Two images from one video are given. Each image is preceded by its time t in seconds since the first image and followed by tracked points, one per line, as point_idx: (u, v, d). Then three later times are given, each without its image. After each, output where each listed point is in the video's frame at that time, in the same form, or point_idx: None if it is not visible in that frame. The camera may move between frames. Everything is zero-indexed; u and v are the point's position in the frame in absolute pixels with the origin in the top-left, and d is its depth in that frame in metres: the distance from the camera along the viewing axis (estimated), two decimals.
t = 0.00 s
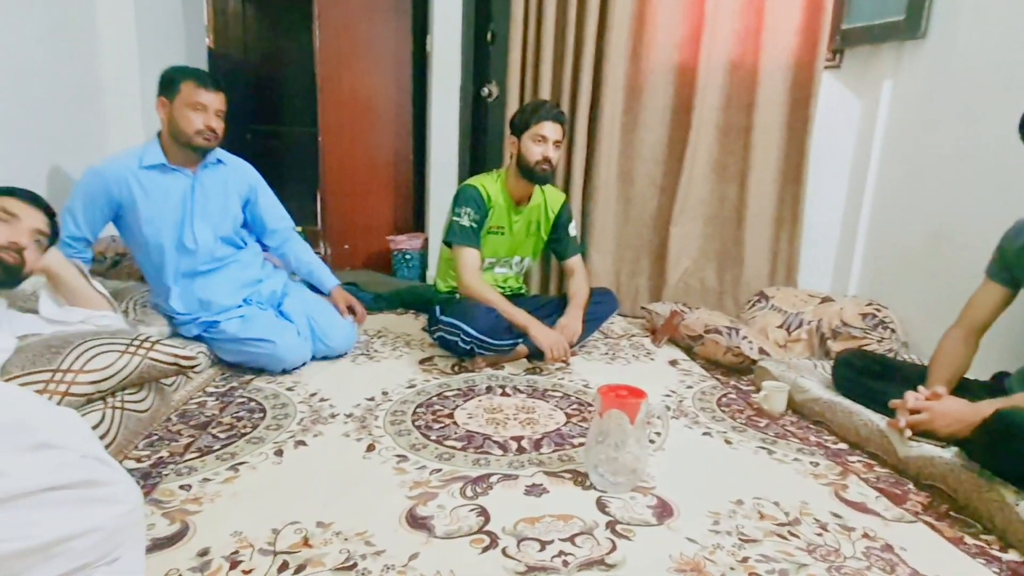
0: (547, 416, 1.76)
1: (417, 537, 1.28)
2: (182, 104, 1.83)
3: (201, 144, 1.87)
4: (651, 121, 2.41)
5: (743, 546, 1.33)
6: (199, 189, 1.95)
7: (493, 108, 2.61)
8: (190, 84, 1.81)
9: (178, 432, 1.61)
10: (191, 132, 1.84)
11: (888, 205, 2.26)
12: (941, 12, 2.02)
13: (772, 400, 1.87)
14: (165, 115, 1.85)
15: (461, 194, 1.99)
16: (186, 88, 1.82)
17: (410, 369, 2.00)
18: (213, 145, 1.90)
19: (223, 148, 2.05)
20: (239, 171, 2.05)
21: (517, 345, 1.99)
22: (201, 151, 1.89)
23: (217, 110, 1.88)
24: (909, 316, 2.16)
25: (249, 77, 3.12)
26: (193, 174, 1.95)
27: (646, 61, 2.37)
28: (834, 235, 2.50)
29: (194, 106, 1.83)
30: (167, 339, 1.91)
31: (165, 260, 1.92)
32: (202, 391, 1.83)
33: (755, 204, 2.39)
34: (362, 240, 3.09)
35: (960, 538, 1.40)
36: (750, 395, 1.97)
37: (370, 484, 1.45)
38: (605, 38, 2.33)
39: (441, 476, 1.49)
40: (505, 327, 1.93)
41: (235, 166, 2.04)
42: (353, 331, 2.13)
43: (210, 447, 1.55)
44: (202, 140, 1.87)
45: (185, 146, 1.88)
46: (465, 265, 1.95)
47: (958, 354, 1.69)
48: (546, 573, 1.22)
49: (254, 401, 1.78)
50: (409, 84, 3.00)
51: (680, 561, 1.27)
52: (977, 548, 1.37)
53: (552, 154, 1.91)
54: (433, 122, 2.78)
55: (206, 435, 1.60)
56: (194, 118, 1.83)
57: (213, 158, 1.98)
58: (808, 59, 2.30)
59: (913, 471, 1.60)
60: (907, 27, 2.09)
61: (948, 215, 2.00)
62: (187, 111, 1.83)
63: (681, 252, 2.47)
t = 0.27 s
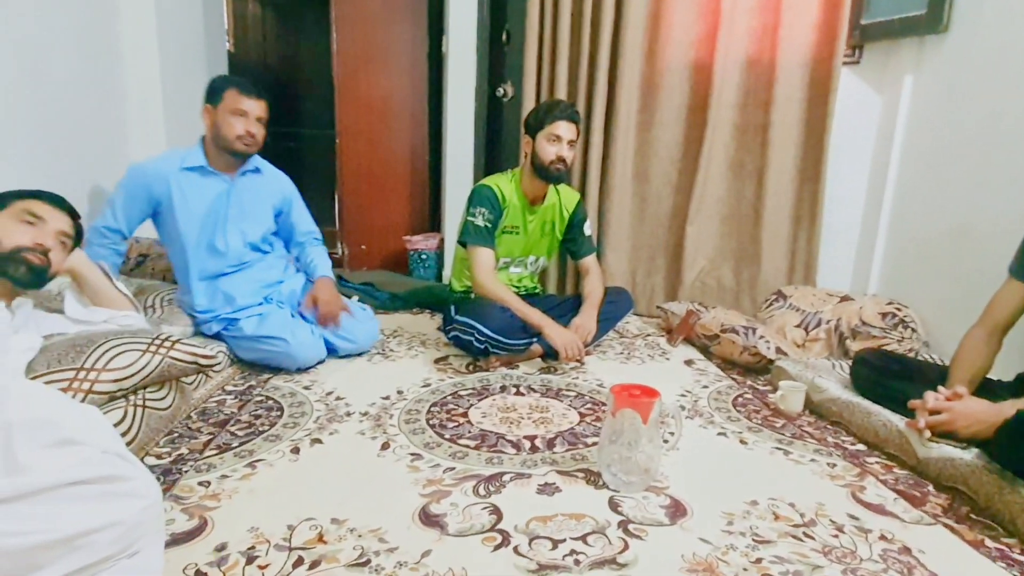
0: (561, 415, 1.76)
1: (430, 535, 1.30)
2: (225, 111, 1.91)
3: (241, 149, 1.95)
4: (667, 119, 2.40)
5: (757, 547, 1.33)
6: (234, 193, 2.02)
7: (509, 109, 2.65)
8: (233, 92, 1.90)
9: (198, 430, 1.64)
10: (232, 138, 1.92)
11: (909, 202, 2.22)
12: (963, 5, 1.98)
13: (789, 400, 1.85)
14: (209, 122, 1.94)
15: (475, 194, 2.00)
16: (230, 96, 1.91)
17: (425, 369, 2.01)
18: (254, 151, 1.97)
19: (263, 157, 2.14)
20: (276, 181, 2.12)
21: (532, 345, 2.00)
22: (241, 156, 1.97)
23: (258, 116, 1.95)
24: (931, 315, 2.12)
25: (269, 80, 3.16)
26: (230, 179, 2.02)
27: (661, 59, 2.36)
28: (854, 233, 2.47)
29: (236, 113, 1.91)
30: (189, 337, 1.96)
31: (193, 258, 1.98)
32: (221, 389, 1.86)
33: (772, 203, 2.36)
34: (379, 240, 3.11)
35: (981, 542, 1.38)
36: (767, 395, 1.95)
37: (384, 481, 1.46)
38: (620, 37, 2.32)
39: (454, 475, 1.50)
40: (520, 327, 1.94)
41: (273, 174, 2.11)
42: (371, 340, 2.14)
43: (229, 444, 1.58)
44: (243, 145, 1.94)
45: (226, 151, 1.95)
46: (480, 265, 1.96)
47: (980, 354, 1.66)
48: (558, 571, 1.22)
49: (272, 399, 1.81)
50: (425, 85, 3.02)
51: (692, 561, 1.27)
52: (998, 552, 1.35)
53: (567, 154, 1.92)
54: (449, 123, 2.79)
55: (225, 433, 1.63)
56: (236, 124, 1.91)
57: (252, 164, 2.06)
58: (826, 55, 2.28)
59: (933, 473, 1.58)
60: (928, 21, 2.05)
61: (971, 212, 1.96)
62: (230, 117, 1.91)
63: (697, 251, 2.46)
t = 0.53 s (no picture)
0: (571, 415, 1.76)
1: (439, 533, 1.31)
2: (259, 113, 1.94)
3: (273, 149, 1.98)
4: (678, 119, 2.39)
5: (766, 548, 1.32)
6: (265, 195, 2.05)
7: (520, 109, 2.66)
8: (266, 93, 1.93)
9: (212, 428, 1.66)
10: (264, 139, 1.95)
11: (924, 201, 2.20)
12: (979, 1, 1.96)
13: (801, 400, 1.84)
14: (243, 123, 1.98)
15: (486, 194, 2.00)
16: (263, 97, 1.94)
17: (435, 368, 2.02)
18: (285, 151, 2.00)
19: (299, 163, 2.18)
20: (308, 186, 2.16)
21: (542, 345, 2.00)
22: (274, 157, 2.00)
23: (291, 118, 1.98)
24: (946, 315, 2.09)
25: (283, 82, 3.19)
26: (263, 180, 2.06)
27: (672, 58, 2.35)
28: (867, 233, 2.45)
29: (268, 114, 1.94)
30: (204, 335, 1.98)
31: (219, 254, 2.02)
32: (235, 388, 1.88)
33: (784, 202, 2.35)
34: (392, 241, 3.13)
35: (995, 544, 1.36)
36: (778, 396, 1.94)
37: (394, 480, 1.47)
38: (630, 37, 2.32)
39: (463, 474, 1.51)
40: (530, 327, 1.95)
41: (306, 180, 2.15)
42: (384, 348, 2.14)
43: (242, 442, 1.60)
44: (275, 146, 1.97)
45: (260, 152, 1.99)
46: (490, 265, 1.97)
47: (995, 355, 1.63)
48: (566, 570, 1.22)
49: (285, 398, 1.83)
50: (436, 86, 3.04)
51: (701, 561, 1.27)
52: (1013, 554, 1.33)
53: (577, 154, 1.92)
54: (460, 124, 2.80)
55: (238, 431, 1.65)
56: (268, 125, 1.94)
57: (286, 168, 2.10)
58: (839, 53, 2.26)
59: (947, 475, 1.56)
60: (943, 17, 2.03)
61: (987, 211, 1.94)
62: (263, 118, 1.94)
63: (708, 250, 2.45)
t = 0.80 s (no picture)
0: (584, 414, 1.76)
1: (453, 531, 1.32)
2: (288, 115, 1.97)
3: (301, 151, 2.00)
4: (693, 118, 2.38)
5: (781, 549, 1.31)
6: (292, 197, 2.08)
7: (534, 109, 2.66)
8: (295, 95, 1.95)
9: (231, 425, 1.69)
10: (293, 140, 1.98)
11: (944, 200, 2.17)
12: None
13: (817, 401, 1.83)
14: (273, 125, 2.00)
15: (501, 194, 2.01)
16: (292, 100, 1.96)
17: (450, 368, 2.03)
18: (312, 153, 2.01)
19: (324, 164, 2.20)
20: (333, 189, 2.19)
21: (556, 344, 2.00)
22: (302, 158, 2.02)
23: (319, 119, 2.00)
24: (966, 315, 2.07)
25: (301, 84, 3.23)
26: (291, 182, 2.09)
27: (687, 57, 2.35)
28: (886, 232, 2.42)
29: (298, 116, 1.96)
30: (224, 334, 2.01)
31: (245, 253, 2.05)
32: (253, 386, 1.91)
33: (801, 201, 2.33)
34: (407, 241, 3.15)
35: (1015, 548, 1.34)
36: (794, 397, 1.93)
37: (409, 478, 1.49)
38: (645, 36, 2.32)
39: (477, 472, 1.52)
40: (544, 326, 1.95)
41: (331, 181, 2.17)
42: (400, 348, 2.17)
43: (260, 440, 1.62)
44: (303, 147, 1.99)
45: (288, 154, 2.01)
46: (505, 265, 1.98)
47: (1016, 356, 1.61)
48: (579, 569, 1.23)
49: (301, 397, 1.85)
50: (452, 87, 3.05)
51: (714, 562, 1.26)
52: None
53: (592, 154, 1.92)
54: (475, 124, 2.81)
55: (256, 429, 1.68)
56: (297, 126, 1.97)
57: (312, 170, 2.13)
58: (857, 50, 2.24)
59: (966, 477, 1.54)
60: (963, 13, 2.00)
61: (1009, 209, 1.91)
62: (292, 120, 1.96)
63: (724, 250, 2.44)
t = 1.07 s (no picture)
0: (600, 414, 1.76)
1: (470, 528, 1.32)
2: (312, 114, 2.00)
3: (325, 148, 2.03)
4: (711, 116, 2.37)
5: (799, 549, 1.30)
6: (317, 196, 2.11)
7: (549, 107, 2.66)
8: (319, 95, 1.99)
9: (251, 422, 1.71)
10: (316, 138, 2.01)
11: (967, 197, 2.14)
12: None
13: (837, 401, 1.81)
14: (298, 124, 2.04)
15: (517, 193, 2.01)
16: (316, 99, 2.00)
17: (466, 366, 2.04)
18: (337, 151, 2.04)
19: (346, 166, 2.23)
20: (354, 190, 2.23)
21: (573, 343, 2.00)
22: (326, 156, 2.05)
23: (343, 118, 2.03)
24: (990, 315, 2.03)
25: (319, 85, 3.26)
26: (317, 182, 2.12)
27: (704, 55, 2.33)
28: (907, 230, 2.39)
29: (321, 115, 2.00)
30: (244, 332, 2.04)
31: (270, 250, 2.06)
32: (272, 384, 1.93)
33: (820, 199, 2.31)
34: (424, 240, 3.17)
35: None
36: (814, 397, 1.91)
37: (426, 475, 1.50)
38: (662, 34, 2.31)
39: (493, 470, 1.53)
40: (560, 325, 1.95)
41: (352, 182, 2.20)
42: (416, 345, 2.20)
43: (279, 436, 1.64)
44: (327, 144, 2.02)
45: (313, 152, 2.04)
46: (521, 264, 1.98)
47: None
48: (595, 567, 1.23)
49: (320, 394, 1.87)
50: (468, 87, 3.07)
51: (732, 562, 1.26)
52: None
53: (608, 152, 1.92)
54: (491, 123, 2.82)
55: (275, 426, 1.70)
56: (321, 125, 2.00)
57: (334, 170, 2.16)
58: (878, 46, 2.21)
59: (989, 479, 1.51)
60: (987, 7, 1.97)
61: None
62: (316, 119, 2.00)
63: (742, 249, 2.42)
